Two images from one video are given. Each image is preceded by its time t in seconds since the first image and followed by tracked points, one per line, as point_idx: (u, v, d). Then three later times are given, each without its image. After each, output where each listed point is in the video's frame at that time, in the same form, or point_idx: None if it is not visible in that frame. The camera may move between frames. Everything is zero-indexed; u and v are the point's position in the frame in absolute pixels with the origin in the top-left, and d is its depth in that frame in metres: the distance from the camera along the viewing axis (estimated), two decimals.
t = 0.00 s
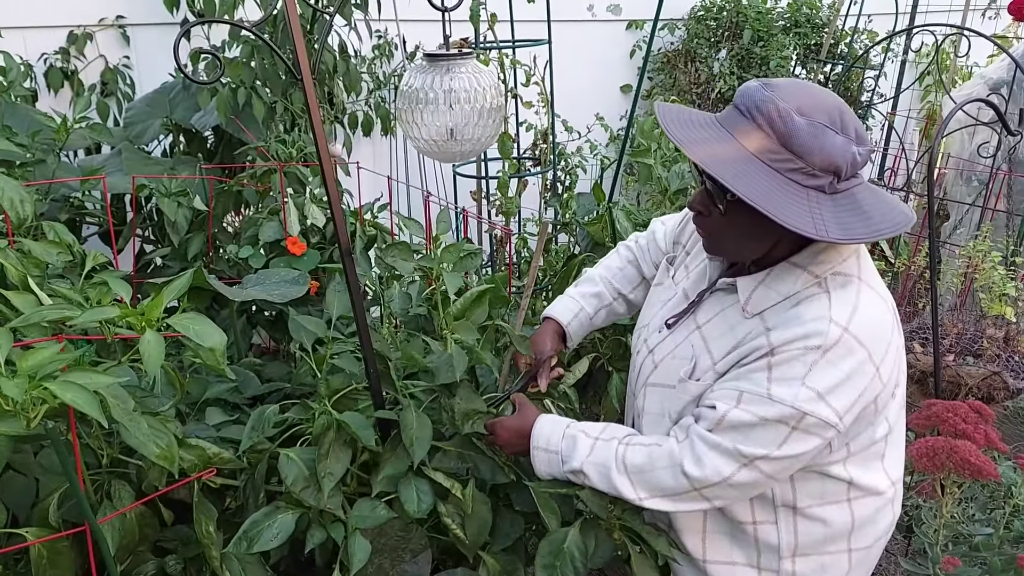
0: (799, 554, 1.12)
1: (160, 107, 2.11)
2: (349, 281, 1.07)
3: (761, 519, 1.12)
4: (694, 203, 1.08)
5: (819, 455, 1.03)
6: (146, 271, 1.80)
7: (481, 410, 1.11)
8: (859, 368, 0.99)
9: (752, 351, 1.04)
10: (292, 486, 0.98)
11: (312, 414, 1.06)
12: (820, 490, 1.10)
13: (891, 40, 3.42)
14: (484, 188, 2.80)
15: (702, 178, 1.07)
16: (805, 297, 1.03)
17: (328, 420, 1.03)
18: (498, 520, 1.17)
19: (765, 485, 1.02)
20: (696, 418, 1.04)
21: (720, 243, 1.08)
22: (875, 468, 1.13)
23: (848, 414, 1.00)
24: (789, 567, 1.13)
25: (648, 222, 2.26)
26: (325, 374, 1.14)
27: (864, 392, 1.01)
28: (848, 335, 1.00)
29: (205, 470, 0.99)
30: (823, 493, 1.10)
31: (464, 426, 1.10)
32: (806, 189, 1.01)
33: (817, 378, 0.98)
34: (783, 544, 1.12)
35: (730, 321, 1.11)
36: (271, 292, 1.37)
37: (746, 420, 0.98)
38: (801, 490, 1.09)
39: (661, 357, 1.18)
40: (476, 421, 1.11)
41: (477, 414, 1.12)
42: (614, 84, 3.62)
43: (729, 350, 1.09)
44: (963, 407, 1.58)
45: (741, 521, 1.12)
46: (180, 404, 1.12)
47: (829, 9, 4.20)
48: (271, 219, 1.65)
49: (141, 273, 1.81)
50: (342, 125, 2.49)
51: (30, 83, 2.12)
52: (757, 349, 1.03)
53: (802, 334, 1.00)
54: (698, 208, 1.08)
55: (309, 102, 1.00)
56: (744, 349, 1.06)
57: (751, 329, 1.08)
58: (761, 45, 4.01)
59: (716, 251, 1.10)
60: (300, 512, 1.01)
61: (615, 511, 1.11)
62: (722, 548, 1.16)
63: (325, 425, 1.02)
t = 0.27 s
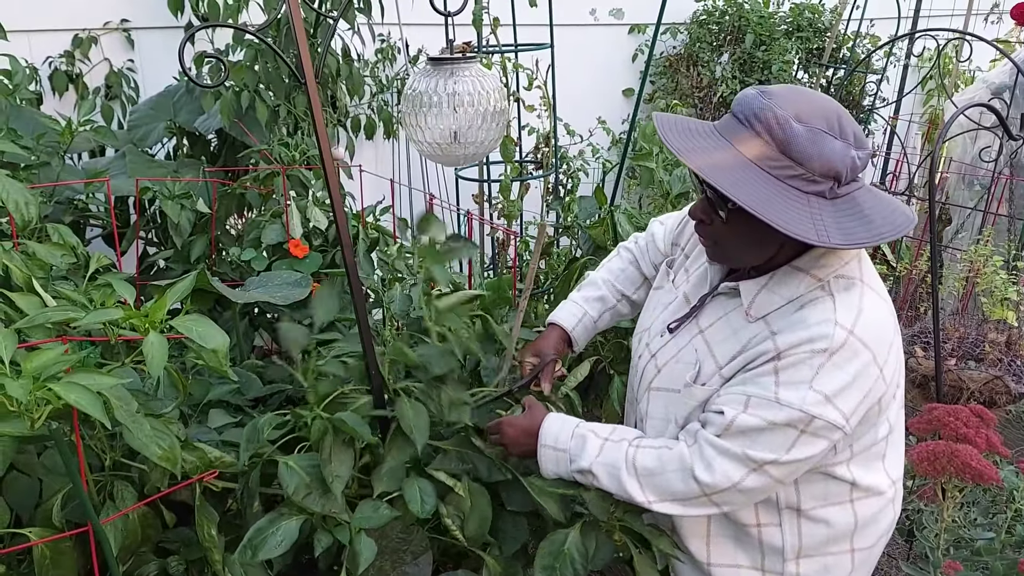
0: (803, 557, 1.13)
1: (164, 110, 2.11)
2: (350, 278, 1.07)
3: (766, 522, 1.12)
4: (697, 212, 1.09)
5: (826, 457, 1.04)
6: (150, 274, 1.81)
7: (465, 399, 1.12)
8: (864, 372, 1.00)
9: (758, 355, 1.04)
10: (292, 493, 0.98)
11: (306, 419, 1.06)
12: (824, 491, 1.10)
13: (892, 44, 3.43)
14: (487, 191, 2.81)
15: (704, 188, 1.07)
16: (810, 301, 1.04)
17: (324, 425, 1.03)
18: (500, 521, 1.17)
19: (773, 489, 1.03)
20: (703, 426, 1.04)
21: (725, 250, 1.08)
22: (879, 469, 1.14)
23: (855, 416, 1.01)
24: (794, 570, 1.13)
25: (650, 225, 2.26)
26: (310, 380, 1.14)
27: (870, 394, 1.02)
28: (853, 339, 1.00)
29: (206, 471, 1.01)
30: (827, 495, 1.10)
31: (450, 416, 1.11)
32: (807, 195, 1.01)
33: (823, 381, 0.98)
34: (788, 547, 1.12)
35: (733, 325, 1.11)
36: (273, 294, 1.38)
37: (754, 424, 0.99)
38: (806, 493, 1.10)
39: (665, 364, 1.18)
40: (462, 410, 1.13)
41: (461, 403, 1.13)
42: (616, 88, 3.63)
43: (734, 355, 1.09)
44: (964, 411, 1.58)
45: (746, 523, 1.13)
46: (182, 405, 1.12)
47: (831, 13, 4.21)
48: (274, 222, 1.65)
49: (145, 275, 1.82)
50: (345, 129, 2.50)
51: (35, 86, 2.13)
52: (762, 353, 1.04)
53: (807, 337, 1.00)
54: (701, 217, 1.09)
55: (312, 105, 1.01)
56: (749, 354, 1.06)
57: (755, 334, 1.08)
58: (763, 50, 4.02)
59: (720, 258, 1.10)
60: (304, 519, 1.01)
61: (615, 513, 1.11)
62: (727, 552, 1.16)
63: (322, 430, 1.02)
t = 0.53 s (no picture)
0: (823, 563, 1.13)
1: (166, 112, 2.12)
2: (349, 276, 1.08)
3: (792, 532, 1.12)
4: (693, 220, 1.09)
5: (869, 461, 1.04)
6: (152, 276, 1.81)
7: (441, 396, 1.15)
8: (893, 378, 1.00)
9: (790, 372, 1.03)
10: (280, 506, 0.99)
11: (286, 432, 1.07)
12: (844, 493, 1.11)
13: (893, 48, 3.44)
14: (487, 194, 2.82)
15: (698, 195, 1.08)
16: (827, 307, 1.04)
17: (303, 435, 1.05)
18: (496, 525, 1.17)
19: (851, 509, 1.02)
20: (787, 477, 1.00)
21: (722, 256, 1.09)
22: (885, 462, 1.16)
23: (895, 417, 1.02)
24: None
25: (651, 228, 2.27)
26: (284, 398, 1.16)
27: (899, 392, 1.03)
28: (878, 345, 1.00)
29: (200, 476, 1.03)
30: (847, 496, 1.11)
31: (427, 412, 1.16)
32: (802, 199, 1.02)
33: (866, 399, 0.97)
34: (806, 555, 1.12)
35: (747, 333, 1.11)
36: (275, 296, 1.38)
37: (814, 460, 0.97)
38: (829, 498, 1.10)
39: (675, 374, 1.18)
40: (437, 404, 1.18)
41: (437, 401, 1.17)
42: (617, 91, 3.64)
43: (752, 367, 1.09)
44: (964, 414, 1.59)
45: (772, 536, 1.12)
46: (182, 407, 1.13)
47: (831, 17, 4.22)
48: (275, 224, 1.66)
49: (146, 277, 1.82)
50: (346, 132, 2.51)
51: (38, 89, 2.14)
52: (794, 370, 1.03)
53: (840, 347, 0.99)
54: (698, 225, 1.09)
55: (311, 108, 1.01)
56: (779, 367, 1.05)
57: (771, 341, 1.07)
58: (764, 53, 4.03)
59: (717, 264, 1.11)
60: (302, 526, 1.01)
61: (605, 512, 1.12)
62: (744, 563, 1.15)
63: (302, 438, 1.04)
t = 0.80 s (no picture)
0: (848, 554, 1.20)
1: (168, 114, 2.13)
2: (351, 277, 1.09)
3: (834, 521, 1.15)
4: (725, 241, 1.03)
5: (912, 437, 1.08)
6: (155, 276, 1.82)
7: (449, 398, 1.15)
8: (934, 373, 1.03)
9: (834, 377, 1.05)
10: (286, 502, 0.99)
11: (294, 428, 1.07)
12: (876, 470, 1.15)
13: (893, 51, 3.44)
14: (489, 196, 2.82)
15: (723, 212, 1.02)
16: (856, 307, 1.04)
17: (311, 432, 1.05)
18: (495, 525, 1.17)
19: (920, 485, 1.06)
20: (889, 491, 1.00)
21: (763, 266, 1.04)
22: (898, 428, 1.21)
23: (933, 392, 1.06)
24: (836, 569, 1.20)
25: (651, 229, 2.27)
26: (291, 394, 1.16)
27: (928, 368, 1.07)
28: (915, 343, 1.02)
29: (206, 474, 1.03)
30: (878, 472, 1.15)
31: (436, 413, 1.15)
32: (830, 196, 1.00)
33: (919, 399, 1.00)
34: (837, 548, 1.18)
35: (772, 340, 1.12)
36: (277, 297, 1.39)
37: (883, 464, 1.01)
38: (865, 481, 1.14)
39: (697, 385, 1.18)
40: (448, 408, 1.16)
41: (446, 403, 1.17)
42: (618, 94, 3.64)
43: (785, 374, 1.10)
44: (965, 416, 1.60)
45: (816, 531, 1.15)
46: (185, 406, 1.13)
47: (832, 20, 4.23)
48: (277, 225, 1.66)
49: (149, 278, 1.83)
50: (347, 133, 2.52)
51: (40, 90, 2.15)
52: (840, 374, 1.04)
53: (883, 349, 1.01)
54: (732, 244, 1.03)
55: (315, 109, 1.02)
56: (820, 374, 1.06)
57: (802, 347, 1.09)
58: (765, 56, 4.03)
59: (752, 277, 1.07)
60: (305, 524, 1.01)
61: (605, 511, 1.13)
62: (780, 559, 1.19)
63: (310, 435, 1.04)
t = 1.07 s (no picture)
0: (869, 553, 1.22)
1: (167, 116, 2.13)
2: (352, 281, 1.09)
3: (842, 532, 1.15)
4: (805, 274, 0.97)
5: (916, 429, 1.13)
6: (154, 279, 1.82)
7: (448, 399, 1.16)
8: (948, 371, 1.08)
9: (869, 389, 1.05)
10: (286, 504, 0.99)
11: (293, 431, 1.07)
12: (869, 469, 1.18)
13: (891, 54, 3.45)
14: (487, 198, 2.82)
15: (795, 244, 0.97)
16: (882, 316, 1.04)
17: (311, 435, 1.05)
18: (494, 527, 1.17)
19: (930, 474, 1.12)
20: (922, 485, 1.04)
21: (835, 287, 1.01)
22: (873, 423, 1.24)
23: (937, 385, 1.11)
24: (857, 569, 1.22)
25: (650, 232, 2.28)
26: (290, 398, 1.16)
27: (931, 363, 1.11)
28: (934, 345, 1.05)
29: (205, 477, 1.03)
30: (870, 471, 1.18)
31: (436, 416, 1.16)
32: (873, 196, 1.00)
33: (945, 398, 1.04)
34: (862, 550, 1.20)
35: (800, 357, 1.10)
36: (276, 299, 1.39)
37: (923, 465, 1.04)
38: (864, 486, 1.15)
39: (726, 412, 1.15)
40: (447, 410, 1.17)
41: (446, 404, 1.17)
42: (616, 96, 3.65)
43: (819, 391, 1.09)
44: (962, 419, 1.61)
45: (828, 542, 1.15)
46: (184, 409, 1.13)
47: (830, 23, 4.24)
48: (276, 227, 1.66)
49: (148, 281, 1.83)
50: (346, 136, 2.52)
51: (39, 92, 2.14)
52: (874, 386, 1.05)
53: (916, 358, 1.03)
54: (812, 275, 0.97)
55: (315, 112, 1.02)
56: (857, 387, 1.06)
57: (833, 362, 1.08)
58: (763, 59, 4.04)
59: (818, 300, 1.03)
60: (304, 527, 1.01)
61: (599, 514, 1.14)
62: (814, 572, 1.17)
63: (310, 439, 1.04)
